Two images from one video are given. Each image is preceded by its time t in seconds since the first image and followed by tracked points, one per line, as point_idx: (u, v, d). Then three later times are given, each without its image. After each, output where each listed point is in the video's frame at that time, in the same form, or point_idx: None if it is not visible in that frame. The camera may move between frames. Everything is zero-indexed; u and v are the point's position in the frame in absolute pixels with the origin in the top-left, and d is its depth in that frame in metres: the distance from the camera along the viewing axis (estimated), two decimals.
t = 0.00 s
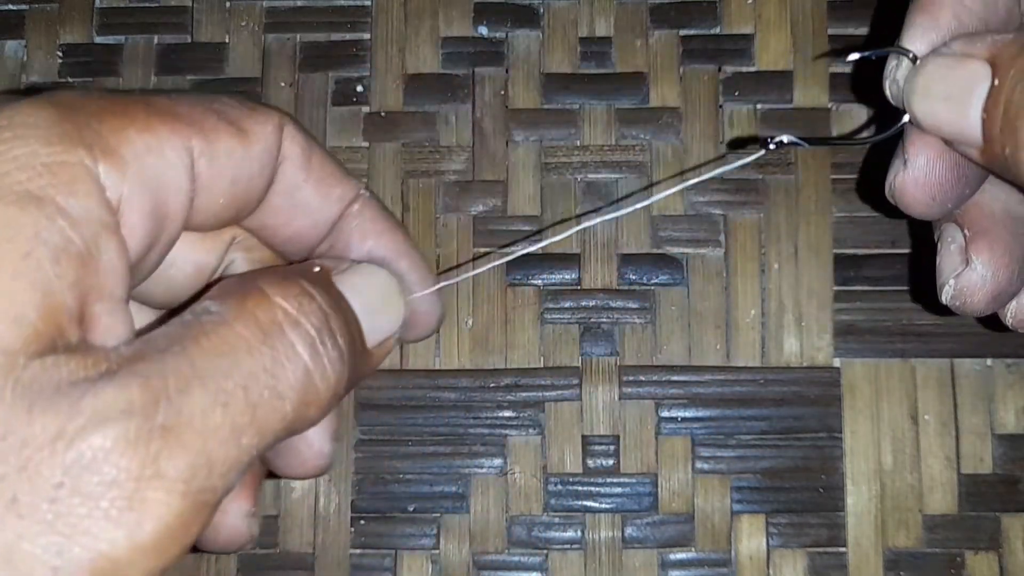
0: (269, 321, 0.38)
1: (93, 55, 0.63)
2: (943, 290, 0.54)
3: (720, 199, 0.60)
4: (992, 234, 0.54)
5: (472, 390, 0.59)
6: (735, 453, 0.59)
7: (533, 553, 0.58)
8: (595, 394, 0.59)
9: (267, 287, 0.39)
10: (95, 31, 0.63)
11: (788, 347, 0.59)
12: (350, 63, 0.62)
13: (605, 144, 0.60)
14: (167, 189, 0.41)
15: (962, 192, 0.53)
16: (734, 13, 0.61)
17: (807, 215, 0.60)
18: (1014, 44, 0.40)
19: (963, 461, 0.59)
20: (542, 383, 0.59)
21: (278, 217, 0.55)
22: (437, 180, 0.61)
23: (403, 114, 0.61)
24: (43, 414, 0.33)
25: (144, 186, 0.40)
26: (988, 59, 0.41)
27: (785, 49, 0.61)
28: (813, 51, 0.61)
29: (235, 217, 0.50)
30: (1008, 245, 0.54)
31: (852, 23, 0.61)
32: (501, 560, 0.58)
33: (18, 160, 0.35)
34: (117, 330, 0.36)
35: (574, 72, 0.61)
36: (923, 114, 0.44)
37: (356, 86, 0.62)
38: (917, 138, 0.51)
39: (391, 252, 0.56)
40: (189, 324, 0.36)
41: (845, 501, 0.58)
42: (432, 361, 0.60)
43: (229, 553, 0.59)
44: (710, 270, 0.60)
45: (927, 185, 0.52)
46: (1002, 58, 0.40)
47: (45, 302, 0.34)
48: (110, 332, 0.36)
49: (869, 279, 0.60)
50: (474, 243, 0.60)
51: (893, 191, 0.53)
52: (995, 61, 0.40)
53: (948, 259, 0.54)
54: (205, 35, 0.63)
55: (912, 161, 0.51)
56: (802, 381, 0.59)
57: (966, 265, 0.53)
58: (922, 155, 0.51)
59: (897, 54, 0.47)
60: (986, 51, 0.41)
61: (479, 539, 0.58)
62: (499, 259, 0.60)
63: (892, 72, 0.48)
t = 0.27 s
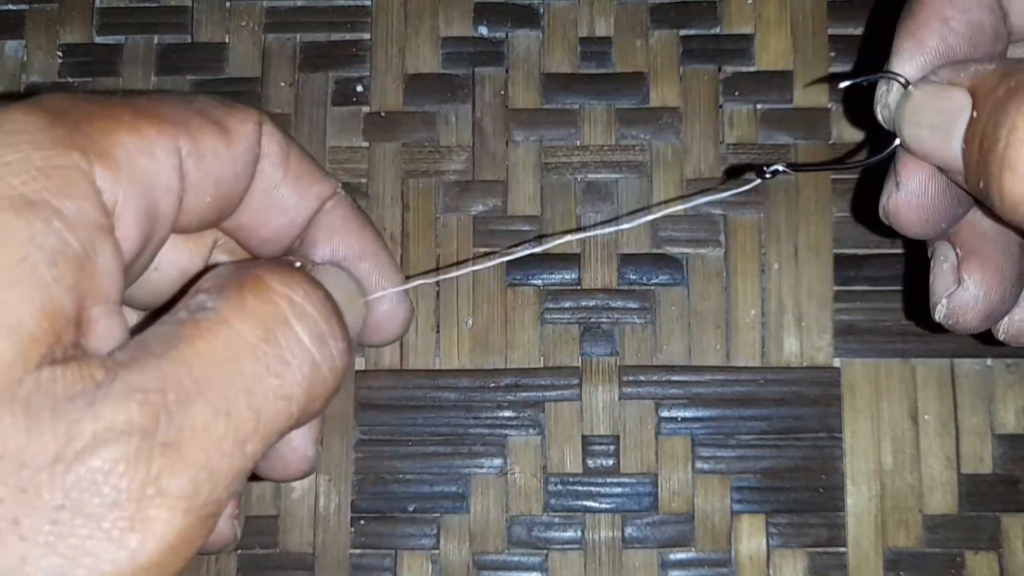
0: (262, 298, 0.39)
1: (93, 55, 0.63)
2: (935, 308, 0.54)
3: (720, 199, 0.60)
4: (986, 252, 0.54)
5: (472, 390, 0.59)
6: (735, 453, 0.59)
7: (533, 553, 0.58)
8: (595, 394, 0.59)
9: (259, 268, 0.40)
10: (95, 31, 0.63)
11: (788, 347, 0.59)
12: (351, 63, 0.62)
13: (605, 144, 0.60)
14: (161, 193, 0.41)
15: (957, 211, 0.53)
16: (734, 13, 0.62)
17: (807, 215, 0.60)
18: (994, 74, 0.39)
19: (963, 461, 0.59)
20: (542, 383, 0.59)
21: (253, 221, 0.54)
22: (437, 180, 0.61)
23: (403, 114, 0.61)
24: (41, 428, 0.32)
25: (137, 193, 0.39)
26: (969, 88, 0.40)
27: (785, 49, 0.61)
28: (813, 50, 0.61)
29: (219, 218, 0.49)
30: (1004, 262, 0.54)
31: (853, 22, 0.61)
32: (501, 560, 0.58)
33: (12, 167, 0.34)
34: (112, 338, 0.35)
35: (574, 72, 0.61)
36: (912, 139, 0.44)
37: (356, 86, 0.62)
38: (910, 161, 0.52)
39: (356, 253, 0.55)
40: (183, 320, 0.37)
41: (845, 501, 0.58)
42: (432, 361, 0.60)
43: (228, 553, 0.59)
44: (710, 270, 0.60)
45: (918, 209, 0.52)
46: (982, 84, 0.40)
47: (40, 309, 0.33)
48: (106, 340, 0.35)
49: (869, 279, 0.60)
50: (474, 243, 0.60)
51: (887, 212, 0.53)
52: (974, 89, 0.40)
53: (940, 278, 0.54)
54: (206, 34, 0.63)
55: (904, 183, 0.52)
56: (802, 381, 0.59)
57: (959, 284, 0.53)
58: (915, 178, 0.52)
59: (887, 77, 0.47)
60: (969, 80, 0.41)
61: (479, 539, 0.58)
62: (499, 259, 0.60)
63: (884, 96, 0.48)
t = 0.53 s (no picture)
0: (335, 304, 0.37)
1: (94, 55, 0.63)
2: (944, 316, 0.54)
3: (720, 199, 0.60)
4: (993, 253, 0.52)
5: (472, 390, 0.59)
6: (735, 453, 0.59)
7: (533, 553, 0.58)
8: (595, 394, 0.59)
9: (334, 272, 0.39)
10: (95, 31, 0.63)
11: (788, 347, 0.59)
12: (351, 63, 0.62)
13: (605, 144, 0.60)
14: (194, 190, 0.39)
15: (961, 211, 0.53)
16: (734, 13, 0.62)
17: (807, 215, 0.60)
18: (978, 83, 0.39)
19: (963, 462, 0.59)
20: (542, 383, 0.59)
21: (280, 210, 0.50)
22: (437, 179, 0.61)
23: (403, 113, 0.61)
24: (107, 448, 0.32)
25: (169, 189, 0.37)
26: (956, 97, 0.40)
27: (784, 49, 0.61)
28: (812, 50, 0.61)
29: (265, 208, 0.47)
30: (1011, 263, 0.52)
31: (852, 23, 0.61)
32: (501, 560, 0.58)
33: (65, 171, 0.33)
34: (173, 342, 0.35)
35: (574, 72, 0.61)
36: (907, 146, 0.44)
37: (356, 86, 0.62)
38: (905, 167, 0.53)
39: (394, 236, 0.52)
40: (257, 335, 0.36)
41: (845, 501, 0.58)
42: (432, 361, 0.60)
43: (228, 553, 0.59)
44: (710, 270, 0.60)
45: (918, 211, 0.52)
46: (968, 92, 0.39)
47: (97, 315, 0.32)
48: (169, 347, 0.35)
49: (869, 279, 0.60)
50: (474, 243, 0.60)
51: (891, 220, 0.54)
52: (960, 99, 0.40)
53: (946, 283, 0.54)
54: (206, 34, 0.63)
55: (903, 192, 0.53)
56: (801, 381, 0.59)
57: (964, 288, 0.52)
58: (914, 182, 0.52)
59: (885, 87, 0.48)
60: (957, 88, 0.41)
61: (479, 538, 0.58)
62: (499, 259, 0.60)
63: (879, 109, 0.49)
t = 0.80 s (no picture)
0: (265, 205, 0.38)
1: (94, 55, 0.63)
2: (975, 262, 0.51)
3: (720, 199, 0.60)
4: None
5: (472, 390, 0.59)
6: (735, 453, 0.59)
7: (533, 553, 0.58)
8: (595, 394, 0.59)
9: (259, 177, 0.39)
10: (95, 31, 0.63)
11: (788, 347, 0.59)
12: (350, 63, 0.62)
13: (605, 144, 0.60)
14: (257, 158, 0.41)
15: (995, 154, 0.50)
16: (734, 13, 0.61)
17: (807, 215, 0.60)
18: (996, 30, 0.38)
19: (963, 462, 0.59)
20: (542, 383, 0.59)
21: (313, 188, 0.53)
22: (437, 180, 0.61)
23: (403, 113, 0.61)
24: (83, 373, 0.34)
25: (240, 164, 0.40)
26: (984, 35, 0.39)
27: (785, 49, 0.61)
28: (813, 50, 0.61)
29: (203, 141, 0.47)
30: None
31: (852, 23, 0.61)
32: (501, 560, 0.58)
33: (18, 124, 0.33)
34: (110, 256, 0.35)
35: (574, 72, 0.61)
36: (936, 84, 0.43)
37: (356, 86, 0.62)
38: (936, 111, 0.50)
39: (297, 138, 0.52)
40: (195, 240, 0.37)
41: (845, 501, 0.58)
42: (432, 360, 0.60)
43: (228, 553, 0.59)
44: (710, 270, 0.60)
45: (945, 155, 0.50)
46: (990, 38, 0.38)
47: (179, 310, 0.36)
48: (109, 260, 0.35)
49: (869, 280, 0.60)
50: (474, 242, 0.60)
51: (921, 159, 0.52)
52: (981, 40, 0.39)
53: (976, 229, 0.51)
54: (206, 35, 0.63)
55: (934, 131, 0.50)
56: (802, 381, 0.59)
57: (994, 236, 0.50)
58: (943, 123, 0.50)
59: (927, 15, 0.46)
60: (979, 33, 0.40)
61: (479, 538, 0.58)
62: (499, 258, 0.60)
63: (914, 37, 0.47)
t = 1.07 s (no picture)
0: (260, 200, 0.37)
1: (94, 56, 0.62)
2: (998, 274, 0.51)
3: (720, 199, 0.60)
4: None
5: (472, 390, 0.59)
6: (735, 453, 0.59)
7: (533, 553, 0.58)
8: (595, 393, 0.59)
9: (254, 171, 0.38)
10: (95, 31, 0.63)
11: (788, 347, 0.59)
12: (350, 63, 0.62)
13: (605, 144, 0.60)
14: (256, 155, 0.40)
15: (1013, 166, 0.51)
16: (734, 13, 0.61)
17: (807, 215, 0.60)
18: None
19: (963, 462, 0.59)
20: (542, 383, 0.59)
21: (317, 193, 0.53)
22: (437, 180, 0.61)
23: (403, 113, 0.61)
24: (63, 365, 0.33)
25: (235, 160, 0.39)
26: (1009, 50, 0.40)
27: (785, 49, 0.61)
28: (812, 50, 0.61)
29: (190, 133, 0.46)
30: None
31: (852, 23, 0.61)
32: (501, 560, 0.58)
33: None
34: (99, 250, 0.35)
35: (574, 72, 0.61)
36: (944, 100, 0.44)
37: (356, 86, 0.62)
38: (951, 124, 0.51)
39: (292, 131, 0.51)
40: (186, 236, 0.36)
41: (845, 501, 0.58)
42: (432, 360, 0.60)
43: (228, 553, 0.59)
44: (710, 270, 0.60)
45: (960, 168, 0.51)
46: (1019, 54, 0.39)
47: (168, 305, 0.34)
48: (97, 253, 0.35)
49: (869, 280, 0.60)
50: (474, 242, 0.60)
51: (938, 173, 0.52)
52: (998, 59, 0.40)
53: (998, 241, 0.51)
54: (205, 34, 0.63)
55: (949, 147, 0.51)
56: (802, 381, 0.59)
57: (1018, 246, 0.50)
58: (959, 140, 0.51)
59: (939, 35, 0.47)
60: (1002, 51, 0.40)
61: (479, 538, 0.58)
62: (499, 258, 0.60)
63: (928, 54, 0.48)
